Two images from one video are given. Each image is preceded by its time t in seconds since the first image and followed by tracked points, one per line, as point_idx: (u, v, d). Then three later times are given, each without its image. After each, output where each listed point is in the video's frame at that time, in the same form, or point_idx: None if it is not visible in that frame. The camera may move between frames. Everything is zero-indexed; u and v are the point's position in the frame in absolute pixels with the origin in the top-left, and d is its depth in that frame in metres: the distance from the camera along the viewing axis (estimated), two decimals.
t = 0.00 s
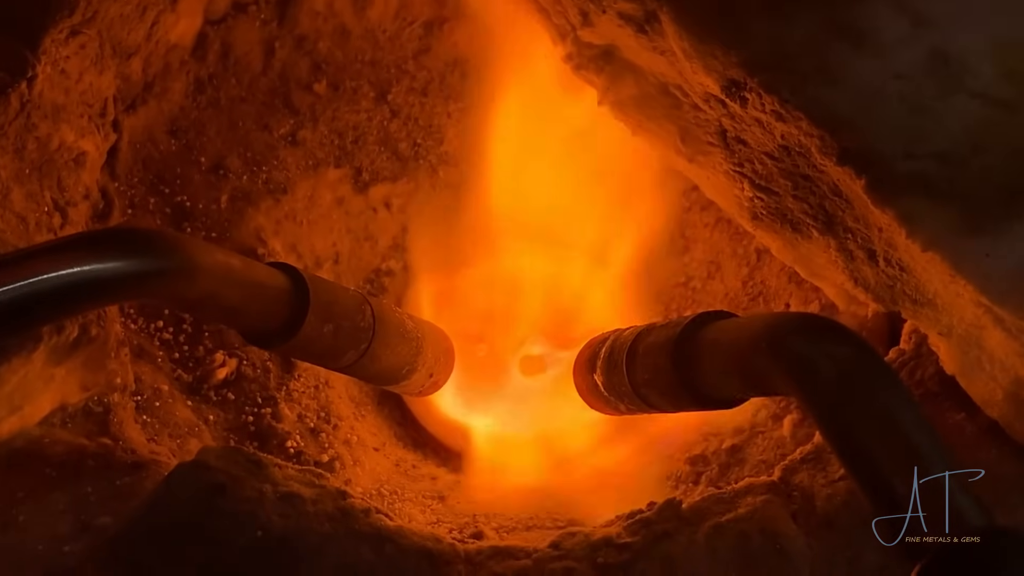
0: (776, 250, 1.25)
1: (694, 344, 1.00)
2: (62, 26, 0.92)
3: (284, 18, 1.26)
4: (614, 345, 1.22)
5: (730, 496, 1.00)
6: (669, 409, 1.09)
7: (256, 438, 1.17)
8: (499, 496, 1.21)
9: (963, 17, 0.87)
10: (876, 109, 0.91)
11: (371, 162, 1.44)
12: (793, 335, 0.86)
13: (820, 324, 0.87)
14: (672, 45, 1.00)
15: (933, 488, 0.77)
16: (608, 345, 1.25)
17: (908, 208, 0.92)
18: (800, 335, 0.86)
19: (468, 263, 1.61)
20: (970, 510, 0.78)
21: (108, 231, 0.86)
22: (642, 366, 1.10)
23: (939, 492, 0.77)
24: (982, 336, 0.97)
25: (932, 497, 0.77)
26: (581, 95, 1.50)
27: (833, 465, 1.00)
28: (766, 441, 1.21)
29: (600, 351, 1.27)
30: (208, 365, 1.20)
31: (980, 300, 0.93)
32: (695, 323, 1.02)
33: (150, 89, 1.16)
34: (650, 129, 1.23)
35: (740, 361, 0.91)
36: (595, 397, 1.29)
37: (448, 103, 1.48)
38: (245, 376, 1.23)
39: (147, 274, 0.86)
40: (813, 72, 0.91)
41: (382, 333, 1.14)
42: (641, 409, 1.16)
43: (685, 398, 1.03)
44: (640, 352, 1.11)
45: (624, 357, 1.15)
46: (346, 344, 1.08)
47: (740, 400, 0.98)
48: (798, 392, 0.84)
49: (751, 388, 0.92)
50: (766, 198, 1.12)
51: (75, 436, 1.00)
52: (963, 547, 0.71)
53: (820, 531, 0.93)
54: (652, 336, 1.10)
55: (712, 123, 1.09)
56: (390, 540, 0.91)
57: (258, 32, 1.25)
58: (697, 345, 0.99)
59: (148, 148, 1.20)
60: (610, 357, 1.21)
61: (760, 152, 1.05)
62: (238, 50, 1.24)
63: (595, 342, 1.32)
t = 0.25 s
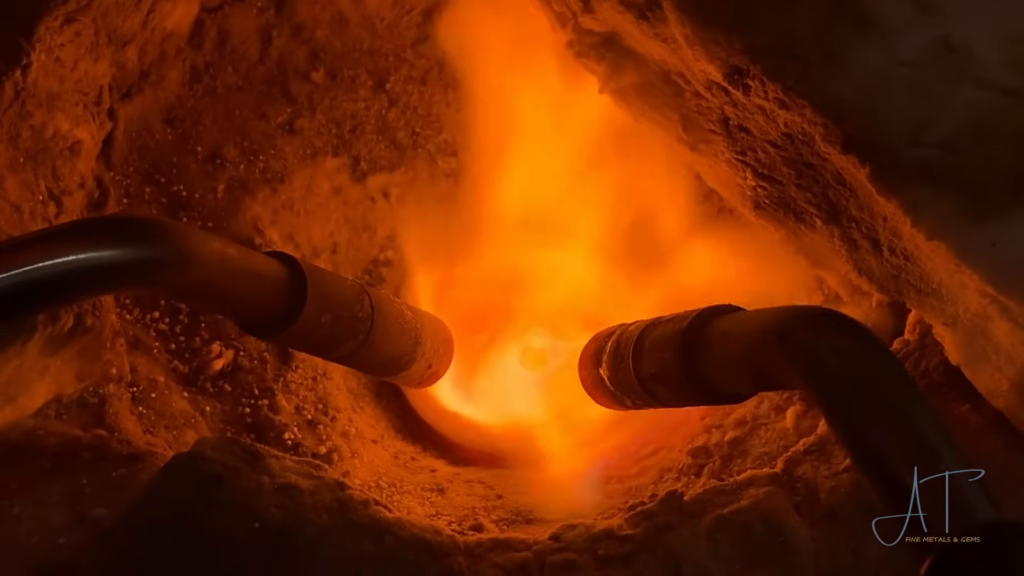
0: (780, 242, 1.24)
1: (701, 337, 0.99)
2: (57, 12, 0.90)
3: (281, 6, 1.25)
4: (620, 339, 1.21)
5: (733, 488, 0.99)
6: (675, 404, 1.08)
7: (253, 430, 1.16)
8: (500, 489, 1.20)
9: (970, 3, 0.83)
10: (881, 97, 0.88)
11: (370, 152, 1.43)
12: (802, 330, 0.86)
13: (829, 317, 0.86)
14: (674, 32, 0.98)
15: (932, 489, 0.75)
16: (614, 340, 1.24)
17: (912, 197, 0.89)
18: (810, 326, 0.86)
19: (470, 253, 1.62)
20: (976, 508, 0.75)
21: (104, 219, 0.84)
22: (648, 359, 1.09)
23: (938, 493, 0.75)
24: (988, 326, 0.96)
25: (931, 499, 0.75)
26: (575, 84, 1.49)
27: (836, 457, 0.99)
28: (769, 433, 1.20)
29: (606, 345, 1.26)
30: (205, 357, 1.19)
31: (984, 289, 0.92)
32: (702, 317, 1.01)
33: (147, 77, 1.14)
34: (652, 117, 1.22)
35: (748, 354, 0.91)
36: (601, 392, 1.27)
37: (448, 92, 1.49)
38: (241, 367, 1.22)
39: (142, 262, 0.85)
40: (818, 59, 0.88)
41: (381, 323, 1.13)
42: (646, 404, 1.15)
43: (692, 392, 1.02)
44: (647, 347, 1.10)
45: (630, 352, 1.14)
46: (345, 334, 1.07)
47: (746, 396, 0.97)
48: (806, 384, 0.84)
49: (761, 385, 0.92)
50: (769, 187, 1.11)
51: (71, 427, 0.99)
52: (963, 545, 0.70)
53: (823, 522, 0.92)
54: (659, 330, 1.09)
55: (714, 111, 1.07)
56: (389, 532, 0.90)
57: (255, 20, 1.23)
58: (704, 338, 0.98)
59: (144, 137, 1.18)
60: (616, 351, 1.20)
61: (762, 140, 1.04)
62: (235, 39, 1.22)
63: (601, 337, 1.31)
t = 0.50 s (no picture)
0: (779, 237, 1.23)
1: (700, 333, 0.98)
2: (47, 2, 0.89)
3: None
4: (619, 336, 1.20)
5: (730, 484, 0.99)
6: (674, 401, 1.07)
7: (246, 426, 1.15)
8: (496, 486, 1.20)
9: None
10: (881, 91, 0.86)
11: (365, 145, 1.43)
12: (804, 327, 0.85)
13: (831, 314, 0.85)
14: (671, 24, 0.97)
15: (932, 489, 0.73)
16: (613, 337, 1.23)
17: (911, 190, 0.89)
18: (814, 323, 0.85)
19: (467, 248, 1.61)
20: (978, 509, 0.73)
21: (96, 212, 0.83)
22: (647, 356, 1.08)
23: (938, 493, 0.73)
24: (987, 321, 0.96)
25: (932, 499, 0.73)
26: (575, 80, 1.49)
27: (834, 452, 0.99)
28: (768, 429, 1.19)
29: (605, 342, 1.25)
30: (197, 352, 1.18)
31: (984, 284, 0.91)
32: (701, 314, 1.00)
33: (139, 71, 1.13)
34: (649, 110, 1.21)
35: (746, 350, 0.90)
36: (600, 390, 1.26)
37: (444, 86, 1.47)
38: (235, 363, 1.21)
39: (134, 256, 0.84)
40: (816, 52, 0.87)
41: (376, 320, 1.12)
42: (646, 401, 1.14)
43: (691, 389, 1.00)
44: (646, 344, 1.09)
45: (629, 348, 1.13)
46: (338, 330, 1.06)
47: (747, 394, 0.96)
48: (807, 381, 0.83)
49: (762, 381, 0.91)
50: (766, 180, 1.10)
51: (61, 424, 0.97)
52: (963, 545, 0.69)
53: (821, 519, 0.91)
54: (659, 327, 1.08)
55: (712, 104, 1.07)
56: (383, 529, 0.89)
57: (249, 12, 1.21)
58: (703, 335, 0.97)
59: (136, 130, 1.17)
60: (616, 348, 1.19)
61: (760, 133, 1.03)
62: (229, 32, 1.20)
63: (600, 335, 1.30)
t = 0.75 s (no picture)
0: (784, 235, 1.23)
1: (706, 331, 0.98)
2: None
3: None
4: (623, 333, 1.20)
5: (736, 483, 0.98)
6: (679, 398, 1.07)
7: (249, 425, 1.15)
8: (500, 485, 1.19)
9: None
10: (888, 88, 0.86)
11: (368, 143, 1.42)
12: (813, 325, 0.85)
13: (839, 311, 0.85)
14: (677, 22, 0.96)
15: (930, 491, 0.73)
16: (616, 333, 1.23)
17: (918, 189, 0.88)
18: (822, 321, 0.85)
19: (469, 246, 1.60)
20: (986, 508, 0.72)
21: (97, 211, 0.83)
22: (652, 354, 1.07)
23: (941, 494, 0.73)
24: (995, 320, 0.95)
25: (930, 501, 0.73)
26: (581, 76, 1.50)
27: (841, 452, 0.98)
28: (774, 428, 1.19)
29: (609, 338, 1.25)
30: (201, 351, 1.18)
31: (991, 283, 0.91)
32: (707, 312, 1.00)
33: (141, 68, 1.12)
34: (654, 107, 1.21)
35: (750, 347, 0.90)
36: (603, 387, 1.26)
37: (448, 83, 1.46)
38: (237, 361, 1.21)
39: (136, 254, 0.83)
40: (823, 49, 0.86)
41: (380, 318, 1.12)
42: (650, 398, 1.14)
43: (696, 386, 1.00)
44: (650, 341, 1.08)
45: (633, 346, 1.13)
46: (342, 328, 1.05)
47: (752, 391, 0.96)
48: (814, 379, 0.83)
49: (768, 378, 0.91)
50: (772, 178, 1.10)
51: (64, 423, 0.97)
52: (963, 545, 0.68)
53: (827, 518, 0.91)
54: (663, 324, 1.07)
55: (718, 102, 1.06)
56: (388, 529, 0.88)
57: (252, 9, 1.21)
58: (708, 333, 0.97)
59: (139, 128, 1.17)
60: (619, 346, 1.19)
61: (767, 131, 1.02)
62: (232, 28, 1.20)
63: (603, 332, 1.30)
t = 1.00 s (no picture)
0: (783, 229, 1.22)
1: (703, 321, 0.97)
2: None
3: None
4: (619, 325, 1.19)
5: (736, 479, 0.97)
6: (676, 390, 1.05)
7: (245, 422, 1.15)
8: (497, 481, 1.18)
9: None
10: (888, 81, 0.85)
11: (364, 137, 1.40)
12: (809, 312, 0.84)
13: (838, 301, 0.84)
14: (675, 14, 0.96)
15: (928, 494, 0.73)
16: (613, 325, 1.22)
17: (920, 182, 0.87)
18: (816, 307, 0.84)
19: (467, 241, 1.60)
20: (988, 501, 0.71)
21: (91, 204, 0.82)
22: (648, 344, 1.07)
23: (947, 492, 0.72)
24: (997, 315, 0.94)
25: (928, 501, 0.73)
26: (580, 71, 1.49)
27: (842, 448, 0.97)
28: (774, 423, 1.19)
29: (606, 330, 1.24)
30: (196, 346, 1.17)
31: (992, 276, 0.90)
32: (703, 302, 0.99)
33: (136, 61, 1.12)
34: (652, 100, 1.20)
35: (746, 340, 0.90)
36: (600, 378, 1.25)
37: (445, 76, 1.45)
38: (233, 357, 1.20)
39: (130, 248, 0.82)
40: (822, 41, 0.86)
41: (376, 313, 1.11)
42: (647, 390, 1.13)
43: (692, 377, 0.99)
44: (647, 332, 1.07)
45: (630, 337, 1.12)
46: (338, 324, 1.05)
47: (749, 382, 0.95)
48: (813, 370, 0.82)
49: (764, 366, 0.90)
50: (772, 172, 1.09)
51: (58, 418, 0.96)
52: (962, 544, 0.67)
53: (827, 514, 0.90)
54: (661, 315, 1.06)
55: (717, 94, 1.05)
56: (383, 525, 0.88)
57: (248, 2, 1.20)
58: (705, 325, 0.97)
59: (133, 122, 1.16)
60: (616, 337, 1.18)
61: (766, 124, 1.02)
62: (227, 21, 1.19)
63: (601, 323, 1.29)
